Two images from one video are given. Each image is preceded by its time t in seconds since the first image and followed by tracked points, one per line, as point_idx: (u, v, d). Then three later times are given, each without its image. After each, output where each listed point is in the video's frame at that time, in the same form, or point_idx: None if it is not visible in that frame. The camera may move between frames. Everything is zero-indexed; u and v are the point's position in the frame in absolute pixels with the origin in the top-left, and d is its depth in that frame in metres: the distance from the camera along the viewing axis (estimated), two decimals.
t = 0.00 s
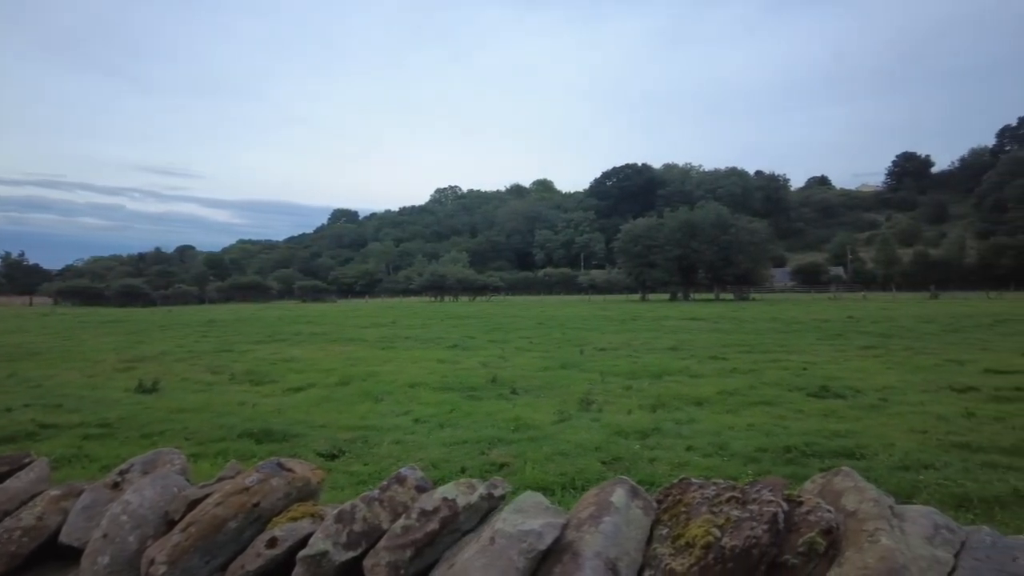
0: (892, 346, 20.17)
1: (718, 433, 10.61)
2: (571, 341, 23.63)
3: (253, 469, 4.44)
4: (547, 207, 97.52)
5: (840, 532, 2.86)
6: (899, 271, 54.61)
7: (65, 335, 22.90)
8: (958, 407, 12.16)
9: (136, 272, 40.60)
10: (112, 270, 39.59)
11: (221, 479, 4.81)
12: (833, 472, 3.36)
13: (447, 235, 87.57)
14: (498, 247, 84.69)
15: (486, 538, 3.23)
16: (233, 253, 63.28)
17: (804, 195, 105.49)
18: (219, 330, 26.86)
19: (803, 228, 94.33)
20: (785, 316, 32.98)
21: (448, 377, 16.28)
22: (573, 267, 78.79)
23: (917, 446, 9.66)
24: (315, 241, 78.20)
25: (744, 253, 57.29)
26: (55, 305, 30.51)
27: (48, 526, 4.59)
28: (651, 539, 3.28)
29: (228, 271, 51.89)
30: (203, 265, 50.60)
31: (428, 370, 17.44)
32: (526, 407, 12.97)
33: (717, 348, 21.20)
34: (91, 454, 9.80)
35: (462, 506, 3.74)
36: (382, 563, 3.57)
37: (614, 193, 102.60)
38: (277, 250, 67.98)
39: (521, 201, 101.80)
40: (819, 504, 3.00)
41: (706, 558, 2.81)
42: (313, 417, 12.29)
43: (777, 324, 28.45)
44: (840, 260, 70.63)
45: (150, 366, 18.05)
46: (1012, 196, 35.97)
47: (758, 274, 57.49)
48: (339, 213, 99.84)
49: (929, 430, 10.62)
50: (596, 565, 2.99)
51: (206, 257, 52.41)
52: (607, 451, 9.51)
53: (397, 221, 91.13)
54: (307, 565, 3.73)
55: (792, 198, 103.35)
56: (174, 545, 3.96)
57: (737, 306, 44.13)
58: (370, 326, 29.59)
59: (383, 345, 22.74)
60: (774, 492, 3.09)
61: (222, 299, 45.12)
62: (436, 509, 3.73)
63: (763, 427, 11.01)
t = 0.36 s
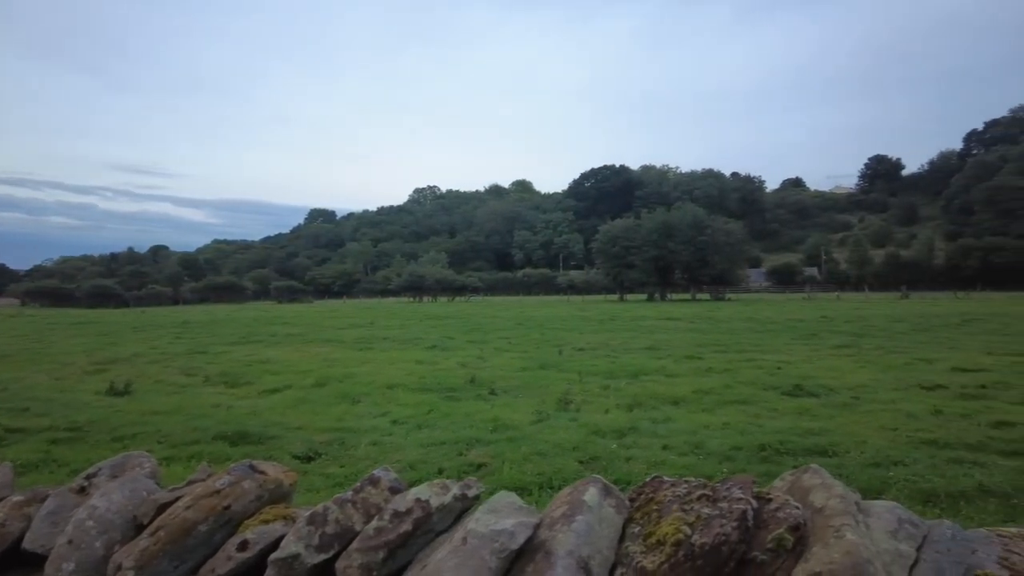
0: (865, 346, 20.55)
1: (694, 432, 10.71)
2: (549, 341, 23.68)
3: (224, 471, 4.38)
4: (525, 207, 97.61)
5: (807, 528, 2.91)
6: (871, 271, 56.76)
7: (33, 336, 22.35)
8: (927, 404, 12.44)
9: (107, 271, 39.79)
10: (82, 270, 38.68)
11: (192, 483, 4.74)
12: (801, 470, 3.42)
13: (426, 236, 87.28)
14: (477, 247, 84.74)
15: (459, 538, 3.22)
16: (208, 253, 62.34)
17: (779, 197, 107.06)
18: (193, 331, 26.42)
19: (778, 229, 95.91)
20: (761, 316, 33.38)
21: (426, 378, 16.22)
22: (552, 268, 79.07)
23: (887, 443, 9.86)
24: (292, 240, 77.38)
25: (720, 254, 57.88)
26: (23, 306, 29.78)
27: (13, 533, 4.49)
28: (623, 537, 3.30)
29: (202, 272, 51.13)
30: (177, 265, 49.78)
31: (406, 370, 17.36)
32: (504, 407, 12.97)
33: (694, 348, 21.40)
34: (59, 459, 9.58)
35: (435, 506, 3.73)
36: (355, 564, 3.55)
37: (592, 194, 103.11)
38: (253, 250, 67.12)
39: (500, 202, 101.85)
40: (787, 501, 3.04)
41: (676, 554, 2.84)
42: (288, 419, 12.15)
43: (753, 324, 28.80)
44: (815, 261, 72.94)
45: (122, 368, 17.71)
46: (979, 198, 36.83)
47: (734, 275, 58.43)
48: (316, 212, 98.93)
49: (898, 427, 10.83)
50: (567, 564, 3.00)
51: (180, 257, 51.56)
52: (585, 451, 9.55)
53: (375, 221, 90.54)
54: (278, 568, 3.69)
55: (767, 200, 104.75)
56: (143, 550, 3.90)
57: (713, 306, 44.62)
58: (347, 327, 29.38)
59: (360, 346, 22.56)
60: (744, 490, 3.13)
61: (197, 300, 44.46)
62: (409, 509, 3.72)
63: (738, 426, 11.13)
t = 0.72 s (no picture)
0: (835, 344, 20.92)
1: (668, 430, 10.82)
2: (526, 341, 23.70)
3: (193, 474, 4.31)
4: (502, 207, 97.59)
5: (775, 524, 2.95)
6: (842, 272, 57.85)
7: None
8: (894, 402, 12.72)
9: (76, 271, 38.84)
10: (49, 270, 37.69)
11: (160, 486, 4.66)
12: (769, 467, 3.47)
13: (402, 236, 86.78)
14: (454, 247, 84.71)
15: (431, 539, 3.22)
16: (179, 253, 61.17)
17: (752, 199, 108.60)
18: (165, 333, 25.94)
19: (751, 230, 97.21)
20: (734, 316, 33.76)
21: (402, 379, 16.13)
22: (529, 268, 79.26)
23: (856, 440, 10.06)
24: (266, 240, 76.42)
25: (695, 254, 58.29)
26: None
27: None
28: (596, 536, 3.31)
29: (174, 272, 50.17)
30: (147, 265, 48.77)
31: (382, 371, 17.25)
32: (481, 407, 12.96)
33: (669, 347, 21.60)
34: (24, 464, 9.34)
35: (408, 507, 3.73)
36: (326, 566, 3.52)
37: (569, 195, 103.51)
38: (226, 250, 66.02)
39: (477, 202, 101.73)
40: (756, 498, 3.09)
41: (648, 552, 2.86)
42: (262, 422, 12.00)
43: (727, 324, 29.16)
44: (787, 262, 74.16)
45: (90, 370, 17.31)
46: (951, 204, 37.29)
47: (708, 274, 58.93)
48: (291, 212, 97.73)
49: (867, 424, 11.05)
50: (539, 563, 3.01)
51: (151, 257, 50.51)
52: (561, 451, 9.58)
53: (351, 221, 89.78)
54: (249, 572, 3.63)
55: (741, 201, 106.06)
56: (108, 556, 3.83)
57: (688, 306, 45.12)
58: (323, 327, 29.11)
59: (336, 347, 22.36)
60: (713, 487, 3.17)
61: (168, 300, 43.60)
62: (382, 511, 3.70)
63: (712, 424, 11.26)
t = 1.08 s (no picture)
0: (807, 344, 21.28)
1: (643, 429, 10.91)
2: (503, 342, 23.70)
3: (163, 478, 4.25)
4: (479, 207, 97.46)
5: (743, 521, 3.00)
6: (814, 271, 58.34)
7: None
8: (863, 399, 12.99)
9: (42, 271, 37.77)
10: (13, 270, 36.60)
11: (128, 490, 4.58)
12: (738, 465, 3.51)
13: (378, 236, 86.19)
14: (431, 247, 84.50)
15: (404, 540, 3.22)
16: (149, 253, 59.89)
17: (726, 200, 109.94)
18: (134, 334, 25.43)
19: (725, 231, 98.39)
20: (708, 316, 34.06)
21: (378, 380, 16.03)
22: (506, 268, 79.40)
23: (827, 437, 10.24)
24: (240, 239, 75.33)
25: (669, 255, 58.78)
26: None
27: None
28: (569, 534, 3.34)
29: (144, 272, 49.15)
30: (117, 265, 47.69)
31: (358, 372, 17.14)
32: (457, 408, 12.94)
33: (645, 347, 21.76)
34: None
35: (381, 509, 3.71)
36: (298, 570, 3.49)
37: (546, 195, 103.79)
38: (197, 250, 64.86)
39: (453, 202, 101.41)
40: (726, 495, 3.14)
41: (618, 550, 2.89)
42: (235, 424, 11.84)
43: (702, 324, 29.43)
44: (759, 262, 75.39)
45: (56, 373, 16.90)
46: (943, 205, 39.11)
47: (683, 275, 59.49)
48: (264, 212, 96.34)
49: (837, 422, 11.27)
50: (512, 562, 3.02)
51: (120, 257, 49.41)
52: (537, 450, 9.61)
53: (326, 221, 88.85)
54: None
55: (716, 202, 107.29)
56: (72, 563, 3.75)
57: (663, 306, 45.57)
58: (297, 328, 28.80)
59: (311, 348, 22.12)
60: (685, 485, 3.22)
61: (139, 301, 42.74)
62: (354, 513, 3.68)
63: (685, 423, 11.38)
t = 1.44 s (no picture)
0: (779, 343, 21.64)
1: (618, 428, 10.98)
2: (479, 342, 23.67)
3: (128, 482, 4.17)
4: (456, 207, 97.21)
5: (711, 517, 3.04)
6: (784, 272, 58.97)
7: None
8: (832, 397, 13.24)
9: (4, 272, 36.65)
10: None
11: (91, 495, 4.48)
12: (708, 462, 3.55)
13: (354, 236, 85.41)
14: (407, 247, 84.09)
15: (374, 541, 3.20)
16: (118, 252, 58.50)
17: (700, 201, 111.18)
18: (102, 336, 24.88)
19: (699, 232, 99.46)
20: (682, 315, 34.30)
21: (353, 381, 15.90)
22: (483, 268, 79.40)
23: (798, 435, 10.41)
24: (212, 237, 74.09)
25: (644, 255, 59.13)
26: None
27: None
28: (539, 533, 3.35)
29: (112, 272, 48.04)
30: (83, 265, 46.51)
31: (332, 373, 16.98)
32: (433, 409, 12.90)
33: (620, 347, 21.92)
34: None
35: (352, 509, 3.68)
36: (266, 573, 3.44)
37: (523, 196, 103.95)
38: (168, 250, 63.58)
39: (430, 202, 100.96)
40: (694, 492, 3.18)
41: (589, 548, 2.90)
42: (207, 427, 11.65)
43: (676, 323, 29.70)
44: (732, 262, 76.37)
45: (20, 376, 16.45)
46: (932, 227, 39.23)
47: (658, 275, 60.01)
48: (237, 211, 94.84)
49: (807, 419, 11.47)
50: (483, 563, 3.02)
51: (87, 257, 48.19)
52: (513, 450, 9.61)
53: (301, 220, 87.81)
54: None
55: (690, 204, 108.50)
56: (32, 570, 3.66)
57: (639, 306, 45.96)
58: (271, 329, 28.46)
59: (285, 350, 21.86)
60: (654, 483, 3.25)
61: (108, 301, 41.85)
62: (324, 514, 3.65)
63: (660, 421, 11.49)
